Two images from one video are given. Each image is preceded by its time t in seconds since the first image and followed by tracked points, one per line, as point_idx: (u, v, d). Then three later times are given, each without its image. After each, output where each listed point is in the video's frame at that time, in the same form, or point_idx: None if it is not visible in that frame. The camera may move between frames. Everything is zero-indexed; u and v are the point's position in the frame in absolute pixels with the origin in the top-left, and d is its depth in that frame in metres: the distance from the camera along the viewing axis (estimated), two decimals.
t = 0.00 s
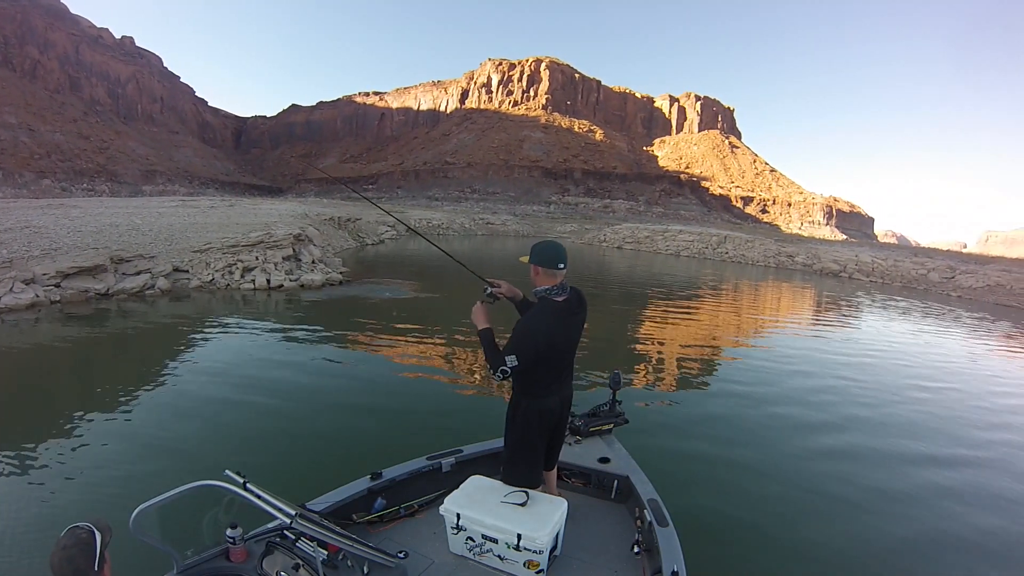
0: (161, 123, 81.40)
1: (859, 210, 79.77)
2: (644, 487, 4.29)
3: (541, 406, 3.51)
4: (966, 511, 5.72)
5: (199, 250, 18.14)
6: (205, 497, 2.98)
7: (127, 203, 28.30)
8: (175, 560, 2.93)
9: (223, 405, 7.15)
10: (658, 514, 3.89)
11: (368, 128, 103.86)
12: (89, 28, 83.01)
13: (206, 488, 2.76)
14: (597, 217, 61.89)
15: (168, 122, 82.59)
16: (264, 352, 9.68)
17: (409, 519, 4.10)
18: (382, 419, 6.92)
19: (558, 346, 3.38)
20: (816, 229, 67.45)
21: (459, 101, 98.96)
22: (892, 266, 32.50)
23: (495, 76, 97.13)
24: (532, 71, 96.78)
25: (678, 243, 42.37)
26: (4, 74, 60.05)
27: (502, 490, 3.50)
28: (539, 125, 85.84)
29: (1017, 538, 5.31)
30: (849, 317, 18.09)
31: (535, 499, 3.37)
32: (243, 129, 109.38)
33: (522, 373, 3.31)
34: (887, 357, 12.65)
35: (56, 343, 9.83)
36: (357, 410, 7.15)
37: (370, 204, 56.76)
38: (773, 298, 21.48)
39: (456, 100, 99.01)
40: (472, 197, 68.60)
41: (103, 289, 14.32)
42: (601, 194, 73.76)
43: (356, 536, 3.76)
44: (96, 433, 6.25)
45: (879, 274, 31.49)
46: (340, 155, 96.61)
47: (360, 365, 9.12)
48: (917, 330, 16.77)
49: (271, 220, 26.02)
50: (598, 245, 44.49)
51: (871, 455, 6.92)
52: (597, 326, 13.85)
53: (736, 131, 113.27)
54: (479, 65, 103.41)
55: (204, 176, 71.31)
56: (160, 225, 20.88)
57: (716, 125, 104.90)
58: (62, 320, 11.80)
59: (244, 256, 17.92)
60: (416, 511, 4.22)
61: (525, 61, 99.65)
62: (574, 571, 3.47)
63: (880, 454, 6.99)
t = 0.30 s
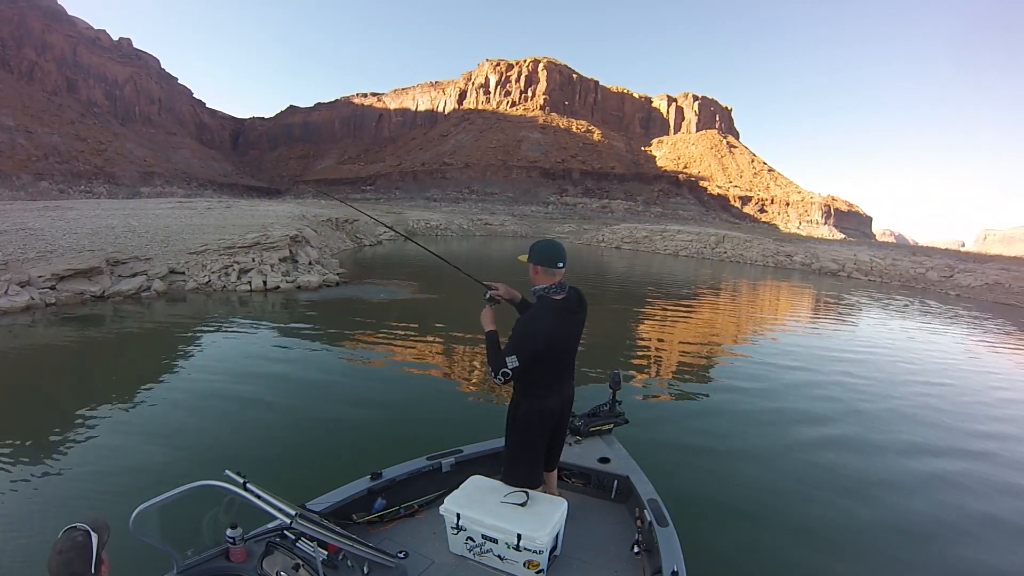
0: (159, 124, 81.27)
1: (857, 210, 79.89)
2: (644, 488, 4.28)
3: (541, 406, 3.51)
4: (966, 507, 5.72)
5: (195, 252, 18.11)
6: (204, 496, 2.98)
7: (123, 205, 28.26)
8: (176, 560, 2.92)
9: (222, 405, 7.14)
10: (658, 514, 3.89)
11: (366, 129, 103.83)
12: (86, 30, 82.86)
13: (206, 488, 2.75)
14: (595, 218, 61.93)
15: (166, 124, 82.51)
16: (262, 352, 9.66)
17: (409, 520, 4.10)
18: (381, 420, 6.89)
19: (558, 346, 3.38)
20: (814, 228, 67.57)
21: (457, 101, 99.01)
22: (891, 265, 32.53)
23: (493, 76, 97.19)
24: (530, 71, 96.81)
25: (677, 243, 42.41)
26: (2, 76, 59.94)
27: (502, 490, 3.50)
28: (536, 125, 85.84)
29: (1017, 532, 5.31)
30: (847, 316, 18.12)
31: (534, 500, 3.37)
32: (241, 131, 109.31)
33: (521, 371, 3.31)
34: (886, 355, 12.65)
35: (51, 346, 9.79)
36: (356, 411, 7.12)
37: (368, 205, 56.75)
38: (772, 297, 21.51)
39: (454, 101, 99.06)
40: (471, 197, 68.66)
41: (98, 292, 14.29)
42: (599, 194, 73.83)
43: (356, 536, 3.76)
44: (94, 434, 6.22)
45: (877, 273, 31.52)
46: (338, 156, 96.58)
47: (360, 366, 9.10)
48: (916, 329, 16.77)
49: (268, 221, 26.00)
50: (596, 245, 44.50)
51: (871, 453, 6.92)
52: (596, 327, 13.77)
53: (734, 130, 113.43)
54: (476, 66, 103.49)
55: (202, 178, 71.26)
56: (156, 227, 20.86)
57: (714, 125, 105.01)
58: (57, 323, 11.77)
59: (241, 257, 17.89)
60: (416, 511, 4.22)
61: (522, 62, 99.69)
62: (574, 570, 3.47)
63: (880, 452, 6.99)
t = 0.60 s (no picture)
0: (157, 125, 81.17)
1: (855, 209, 79.96)
2: (644, 487, 4.29)
3: (545, 406, 3.49)
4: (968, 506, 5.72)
5: (192, 252, 18.09)
6: (205, 497, 2.98)
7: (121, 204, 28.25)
8: (176, 560, 2.92)
9: (220, 404, 7.14)
10: (658, 514, 3.89)
11: (364, 129, 103.77)
12: (84, 29, 82.80)
13: (207, 488, 2.75)
14: (593, 217, 61.95)
15: (164, 124, 82.46)
16: (260, 352, 9.65)
17: (409, 519, 4.10)
18: (381, 420, 6.85)
19: (562, 344, 3.37)
20: (813, 228, 67.64)
21: (456, 101, 98.97)
22: (889, 265, 32.56)
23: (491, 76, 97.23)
24: (528, 71, 96.78)
25: (675, 243, 42.41)
26: None
27: (503, 491, 3.50)
28: (535, 125, 85.84)
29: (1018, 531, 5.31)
30: (847, 316, 18.15)
31: (535, 500, 3.37)
32: (239, 131, 109.24)
33: (526, 369, 3.30)
34: (887, 354, 12.65)
35: (47, 346, 9.77)
36: (355, 411, 7.09)
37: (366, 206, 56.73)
38: (770, 296, 21.59)
39: (452, 101, 99.10)
40: (470, 197, 68.69)
41: (94, 292, 14.28)
42: (598, 194, 73.90)
43: (356, 536, 3.76)
44: (92, 434, 6.20)
45: (876, 272, 31.55)
46: (336, 156, 96.54)
47: (359, 365, 9.08)
48: (916, 328, 16.79)
49: (265, 221, 25.98)
50: (595, 245, 44.50)
51: (872, 452, 6.90)
52: (597, 327, 13.79)
53: (732, 130, 113.55)
54: (475, 65, 103.49)
55: (200, 178, 71.21)
56: (152, 227, 20.85)
57: (712, 124, 105.13)
58: (53, 323, 11.74)
59: (237, 257, 17.88)
60: (416, 511, 4.23)
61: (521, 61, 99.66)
62: (574, 571, 3.46)
63: (881, 451, 6.98)
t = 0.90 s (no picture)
0: (155, 124, 81.01)
1: (854, 209, 80.02)
2: (644, 488, 4.29)
3: (554, 403, 3.50)
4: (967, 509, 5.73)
5: (188, 252, 18.06)
6: (204, 498, 2.98)
7: (117, 203, 28.20)
8: (175, 560, 2.92)
9: (218, 404, 7.12)
10: (658, 514, 3.89)
11: (363, 128, 103.63)
12: (82, 28, 82.63)
13: (206, 488, 2.75)
14: (592, 217, 61.93)
15: (163, 123, 82.33)
16: (258, 352, 9.63)
17: (409, 520, 4.10)
18: (380, 420, 6.84)
19: (573, 339, 3.38)
20: (812, 228, 67.69)
21: (454, 100, 98.84)
22: (889, 264, 32.58)
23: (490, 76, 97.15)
24: (527, 70, 96.71)
25: (674, 242, 42.39)
26: None
27: (503, 490, 3.50)
28: (534, 124, 85.77)
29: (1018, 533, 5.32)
30: (846, 316, 18.18)
31: (535, 500, 3.37)
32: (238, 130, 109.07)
33: (536, 365, 3.31)
34: (886, 354, 12.67)
35: (41, 346, 9.73)
36: (354, 412, 7.07)
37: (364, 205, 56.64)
38: (770, 296, 21.61)
39: (451, 101, 99.03)
40: (468, 197, 68.57)
41: (90, 292, 14.24)
42: (597, 194, 73.87)
43: (355, 536, 3.75)
44: (91, 435, 6.20)
45: (875, 272, 31.58)
46: (335, 156, 96.42)
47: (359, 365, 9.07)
48: (915, 328, 16.81)
49: (263, 221, 25.97)
50: (594, 245, 44.46)
51: (872, 453, 6.90)
52: (603, 327, 13.82)
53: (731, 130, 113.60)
54: (474, 65, 103.41)
55: (198, 177, 71.05)
56: (149, 226, 20.82)
57: (711, 124, 105.12)
58: (49, 324, 11.71)
59: (234, 257, 17.85)
60: (416, 511, 4.22)
61: (520, 61, 99.58)
62: (573, 571, 3.47)
63: (881, 452, 6.98)
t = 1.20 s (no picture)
0: (154, 125, 80.95)
1: (852, 208, 80.08)
2: (644, 488, 4.29)
3: (561, 401, 3.50)
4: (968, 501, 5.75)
5: (184, 253, 18.05)
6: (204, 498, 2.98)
7: (115, 205, 28.19)
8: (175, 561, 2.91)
9: (216, 405, 7.11)
10: (658, 514, 3.89)
11: (361, 129, 103.60)
12: (80, 30, 82.61)
13: (206, 488, 2.74)
14: (591, 217, 61.96)
15: (161, 124, 82.31)
16: (256, 352, 9.61)
17: (409, 520, 4.08)
18: (380, 421, 6.83)
19: (581, 335, 3.39)
20: (811, 227, 67.76)
21: (453, 101, 98.84)
22: (888, 264, 32.62)
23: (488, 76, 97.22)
24: (526, 70, 96.76)
25: (673, 242, 42.42)
26: None
27: (503, 490, 3.50)
28: (532, 124, 85.82)
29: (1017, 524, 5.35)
30: (846, 314, 18.18)
31: (535, 500, 3.37)
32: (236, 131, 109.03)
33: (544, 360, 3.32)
34: (887, 352, 12.68)
35: (37, 347, 9.72)
36: (354, 412, 7.05)
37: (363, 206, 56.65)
38: (769, 296, 21.65)
39: (449, 101, 99.09)
40: (467, 197, 68.60)
41: (86, 294, 14.20)
42: (596, 193, 73.89)
43: (355, 536, 3.75)
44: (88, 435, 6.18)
45: (874, 271, 31.60)
46: (334, 157, 96.40)
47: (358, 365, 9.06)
48: (915, 327, 16.83)
49: (260, 221, 25.98)
50: (593, 245, 44.46)
51: (872, 448, 6.92)
52: (607, 327, 13.85)
53: (729, 129, 113.72)
54: (472, 65, 103.46)
55: (197, 178, 71.01)
56: (146, 228, 20.81)
57: (710, 123, 105.15)
58: (44, 326, 11.68)
59: (231, 259, 17.82)
60: (416, 511, 4.21)
61: (518, 61, 99.62)
62: (573, 571, 3.47)
63: (881, 447, 6.99)
